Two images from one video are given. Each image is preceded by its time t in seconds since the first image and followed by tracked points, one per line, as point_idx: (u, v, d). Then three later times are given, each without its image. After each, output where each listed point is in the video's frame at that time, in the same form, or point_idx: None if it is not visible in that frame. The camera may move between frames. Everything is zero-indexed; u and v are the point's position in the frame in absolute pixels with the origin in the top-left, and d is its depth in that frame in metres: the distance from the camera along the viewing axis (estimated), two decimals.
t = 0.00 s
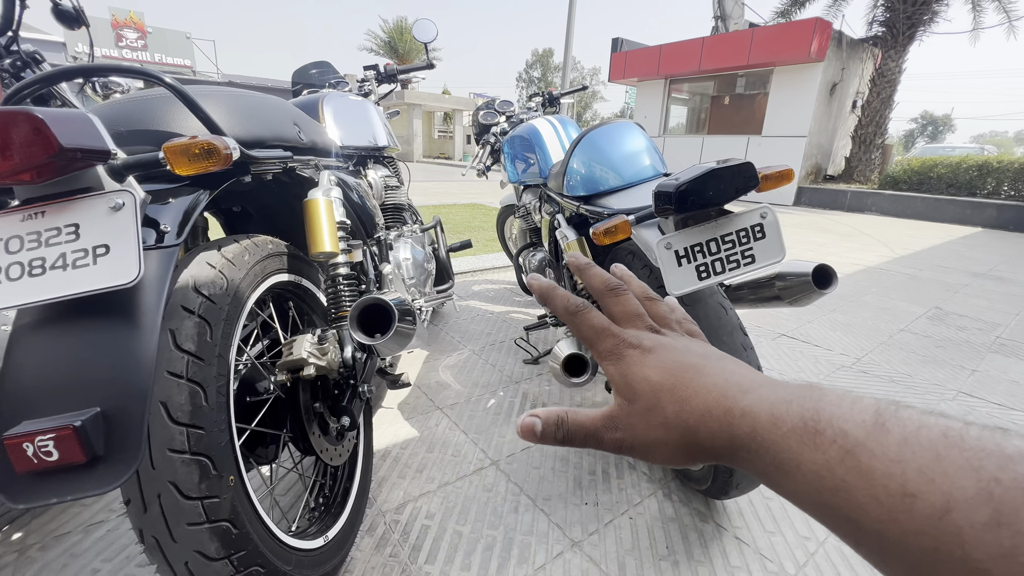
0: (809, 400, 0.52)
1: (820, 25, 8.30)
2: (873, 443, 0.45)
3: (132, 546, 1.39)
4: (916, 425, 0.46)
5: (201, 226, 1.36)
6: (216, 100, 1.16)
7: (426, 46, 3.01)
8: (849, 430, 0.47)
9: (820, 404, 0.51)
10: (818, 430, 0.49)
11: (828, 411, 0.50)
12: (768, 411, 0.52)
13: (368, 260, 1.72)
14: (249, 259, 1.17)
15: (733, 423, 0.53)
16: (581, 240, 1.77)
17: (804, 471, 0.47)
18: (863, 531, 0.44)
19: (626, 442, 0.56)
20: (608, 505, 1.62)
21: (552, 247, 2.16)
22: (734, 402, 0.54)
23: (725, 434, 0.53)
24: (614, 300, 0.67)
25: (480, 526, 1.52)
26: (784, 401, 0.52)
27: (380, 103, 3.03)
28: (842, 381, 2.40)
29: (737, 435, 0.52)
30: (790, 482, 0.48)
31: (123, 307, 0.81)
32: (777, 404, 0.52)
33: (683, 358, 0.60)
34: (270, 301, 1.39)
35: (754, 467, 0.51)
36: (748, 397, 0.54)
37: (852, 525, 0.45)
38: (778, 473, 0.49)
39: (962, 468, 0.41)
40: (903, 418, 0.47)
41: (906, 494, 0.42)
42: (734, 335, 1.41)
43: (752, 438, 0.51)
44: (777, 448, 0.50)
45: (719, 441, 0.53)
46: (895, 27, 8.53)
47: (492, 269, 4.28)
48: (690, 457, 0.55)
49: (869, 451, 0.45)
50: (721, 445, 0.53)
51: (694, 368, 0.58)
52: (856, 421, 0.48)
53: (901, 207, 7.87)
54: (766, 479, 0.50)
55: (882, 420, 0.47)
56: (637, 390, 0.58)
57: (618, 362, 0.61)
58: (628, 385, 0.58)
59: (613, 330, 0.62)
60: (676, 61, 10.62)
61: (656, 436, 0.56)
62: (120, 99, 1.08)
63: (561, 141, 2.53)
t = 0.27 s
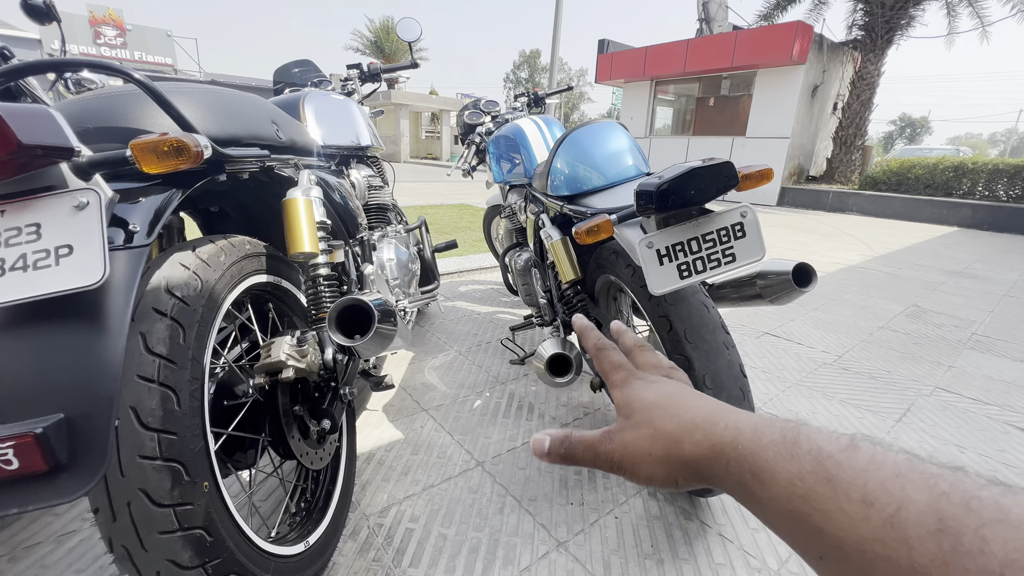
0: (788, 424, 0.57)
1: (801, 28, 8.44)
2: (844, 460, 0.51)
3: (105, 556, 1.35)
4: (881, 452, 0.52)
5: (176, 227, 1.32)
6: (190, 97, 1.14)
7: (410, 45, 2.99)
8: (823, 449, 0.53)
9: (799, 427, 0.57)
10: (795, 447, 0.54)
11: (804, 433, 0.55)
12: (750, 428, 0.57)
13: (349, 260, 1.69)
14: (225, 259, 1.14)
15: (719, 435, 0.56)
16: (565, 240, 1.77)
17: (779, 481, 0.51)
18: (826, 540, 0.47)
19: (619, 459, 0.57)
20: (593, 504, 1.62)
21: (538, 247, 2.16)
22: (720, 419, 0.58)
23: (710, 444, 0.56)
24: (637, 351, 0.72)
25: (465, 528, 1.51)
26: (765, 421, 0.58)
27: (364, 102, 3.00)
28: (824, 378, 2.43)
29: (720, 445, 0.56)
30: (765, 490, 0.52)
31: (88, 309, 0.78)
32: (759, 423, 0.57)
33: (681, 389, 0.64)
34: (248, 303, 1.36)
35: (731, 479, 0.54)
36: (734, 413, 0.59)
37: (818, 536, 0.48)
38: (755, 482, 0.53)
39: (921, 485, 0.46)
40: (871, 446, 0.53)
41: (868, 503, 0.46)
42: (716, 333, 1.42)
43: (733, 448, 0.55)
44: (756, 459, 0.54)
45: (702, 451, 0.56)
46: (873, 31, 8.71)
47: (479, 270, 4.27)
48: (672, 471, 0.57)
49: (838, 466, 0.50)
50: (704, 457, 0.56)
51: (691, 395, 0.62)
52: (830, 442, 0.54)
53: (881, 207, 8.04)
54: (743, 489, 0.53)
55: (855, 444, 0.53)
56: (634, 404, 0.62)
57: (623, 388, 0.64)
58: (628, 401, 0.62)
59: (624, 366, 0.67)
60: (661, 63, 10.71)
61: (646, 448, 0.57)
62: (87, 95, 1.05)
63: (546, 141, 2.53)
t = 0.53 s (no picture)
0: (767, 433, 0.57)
1: (791, 29, 8.52)
2: (822, 474, 0.51)
3: (94, 563, 1.33)
4: (860, 462, 0.52)
5: (164, 228, 1.31)
6: (177, 96, 1.12)
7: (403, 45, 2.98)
8: (802, 462, 0.53)
9: (778, 436, 0.57)
10: (773, 459, 0.54)
11: (782, 443, 0.56)
12: (728, 440, 0.57)
13: (341, 261, 1.68)
14: (213, 261, 1.13)
15: (697, 451, 0.58)
16: (558, 240, 1.77)
17: (758, 498, 0.52)
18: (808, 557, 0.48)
19: (605, 475, 0.61)
20: (588, 504, 1.62)
21: (531, 247, 2.15)
22: (699, 431, 0.60)
23: (689, 459, 0.58)
24: (619, 355, 0.76)
25: (460, 530, 1.50)
26: (745, 432, 0.58)
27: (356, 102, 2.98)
28: (816, 375, 2.45)
29: (699, 459, 0.57)
30: (746, 506, 0.53)
31: (72, 312, 0.77)
32: (736, 434, 0.58)
33: (662, 400, 0.66)
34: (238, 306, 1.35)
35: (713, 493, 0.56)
36: (710, 426, 0.60)
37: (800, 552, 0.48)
38: (736, 498, 0.54)
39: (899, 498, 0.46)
40: (850, 456, 0.53)
41: (847, 520, 0.46)
42: (709, 332, 1.43)
43: (712, 462, 0.56)
44: (735, 474, 0.54)
45: (682, 466, 0.58)
46: (863, 32, 8.80)
47: (473, 270, 4.26)
48: (654, 485, 0.60)
49: (817, 480, 0.50)
50: (685, 473, 0.57)
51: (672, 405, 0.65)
52: (808, 453, 0.54)
53: (871, 206, 8.12)
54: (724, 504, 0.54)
55: (832, 455, 0.53)
56: (614, 422, 0.64)
57: (604, 400, 0.67)
58: (608, 418, 0.65)
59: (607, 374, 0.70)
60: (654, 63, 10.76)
61: (627, 463, 0.61)
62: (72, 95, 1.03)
63: (538, 141, 2.52)
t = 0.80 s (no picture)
0: (781, 432, 0.57)
1: (791, 28, 8.51)
2: (843, 473, 0.51)
3: (97, 566, 1.33)
4: (882, 460, 0.52)
5: (167, 230, 1.31)
6: (179, 98, 1.12)
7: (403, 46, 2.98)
8: (820, 461, 0.52)
9: (792, 434, 0.56)
10: (790, 459, 0.54)
11: (798, 442, 0.55)
12: (740, 440, 0.57)
13: (343, 262, 1.68)
14: (216, 263, 1.12)
15: (708, 452, 0.57)
16: (561, 240, 1.76)
17: (775, 501, 0.51)
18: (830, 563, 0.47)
19: (606, 485, 0.61)
20: (592, 505, 1.62)
21: (533, 248, 2.15)
22: (707, 431, 0.59)
23: (699, 462, 0.57)
24: (605, 366, 0.77)
25: (463, 531, 1.50)
26: (756, 429, 0.58)
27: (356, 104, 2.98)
28: (819, 375, 2.44)
29: (710, 461, 0.57)
30: (761, 508, 0.52)
31: (76, 314, 0.77)
32: (747, 432, 0.58)
33: (661, 403, 0.66)
34: (241, 307, 1.35)
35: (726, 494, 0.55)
36: (721, 426, 0.59)
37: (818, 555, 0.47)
38: (751, 499, 0.53)
39: (928, 500, 0.45)
40: (871, 454, 0.53)
41: (872, 523, 0.46)
42: (712, 332, 1.42)
43: (725, 462, 0.56)
44: (750, 475, 0.54)
45: (692, 470, 0.57)
46: (863, 30, 8.79)
47: (474, 271, 4.25)
48: (662, 490, 0.59)
49: (836, 479, 0.50)
50: (695, 476, 0.57)
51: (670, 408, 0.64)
52: (826, 452, 0.53)
53: (872, 204, 8.11)
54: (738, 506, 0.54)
55: (850, 454, 0.53)
56: (614, 429, 0.64)
57: (599, 407, 0.67)
58: (607, 426, 0.65)
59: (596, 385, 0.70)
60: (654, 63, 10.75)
61: (631, 470, 0.60)
62: (74, 97, 1.03)
63: (540, 141, 2.52)
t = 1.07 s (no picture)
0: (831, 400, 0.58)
1: (796, 27, 8.47)
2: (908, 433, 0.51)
3: (106, 567, 1.33)
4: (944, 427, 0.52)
5: (175, 232, 1.31)
6: (188, 99, 1.12)
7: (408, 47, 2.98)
8: (882, 422, 0.53)
9: (848, 405, 0.57)
10: (842, 419, 0.55)
11: (848, 409, 0.56)
12: (783, 399, 0.58)
13: (350, 263, 1.68)
14: (224, 264, 1.12)
15: (743, 403, 0.58)
16: (568, 240, 1.75)
17: (820, 454, 0.52)
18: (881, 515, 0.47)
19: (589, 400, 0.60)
20: (600, 506, 1.61)
21: (539, 248, 2.14)
22: (740, 386, 0.60)
23: (727, 412, 0.58)
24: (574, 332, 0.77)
25: (471, 532, 1.49)
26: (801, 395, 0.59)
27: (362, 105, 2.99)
28: (828, 375, 2.42)
29: (747, 414, 0.58)
30: (797, 458, 0.53)
31: (88, 315, 0.77)
32: (790, 395, 0.59)
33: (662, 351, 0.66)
34: (249, 309, 1.35)
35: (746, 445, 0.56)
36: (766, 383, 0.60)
37: (861, 509, 0.48)
38: (785, 446, 0.54)
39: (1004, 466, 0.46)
40: (931, 421, 0.53)
41: (938, 481, 0.46)
42: (722, 332, 1.41)
43: (757, 416, 0.57)
44: (791, 428, 0.55)
45: (718, 416, 0.58)
46: (868, 28, 8.73)
47: (479, 272, 4.25)
48: (667, 422, 0.60)
49: (897, 438, 0.51)
50: (716, 420, 0.58)
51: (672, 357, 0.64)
52: (887, 419, 0.54)
53: (878, 203, 8.05)
54: (767, 454, 0.55)
55: (908, 420, 0.54)
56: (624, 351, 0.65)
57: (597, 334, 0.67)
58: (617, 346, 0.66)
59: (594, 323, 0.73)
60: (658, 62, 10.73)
61: (629, 400, 0.61)
62: (84, 99, 1.04)
63: (545, 141, 2.51)
